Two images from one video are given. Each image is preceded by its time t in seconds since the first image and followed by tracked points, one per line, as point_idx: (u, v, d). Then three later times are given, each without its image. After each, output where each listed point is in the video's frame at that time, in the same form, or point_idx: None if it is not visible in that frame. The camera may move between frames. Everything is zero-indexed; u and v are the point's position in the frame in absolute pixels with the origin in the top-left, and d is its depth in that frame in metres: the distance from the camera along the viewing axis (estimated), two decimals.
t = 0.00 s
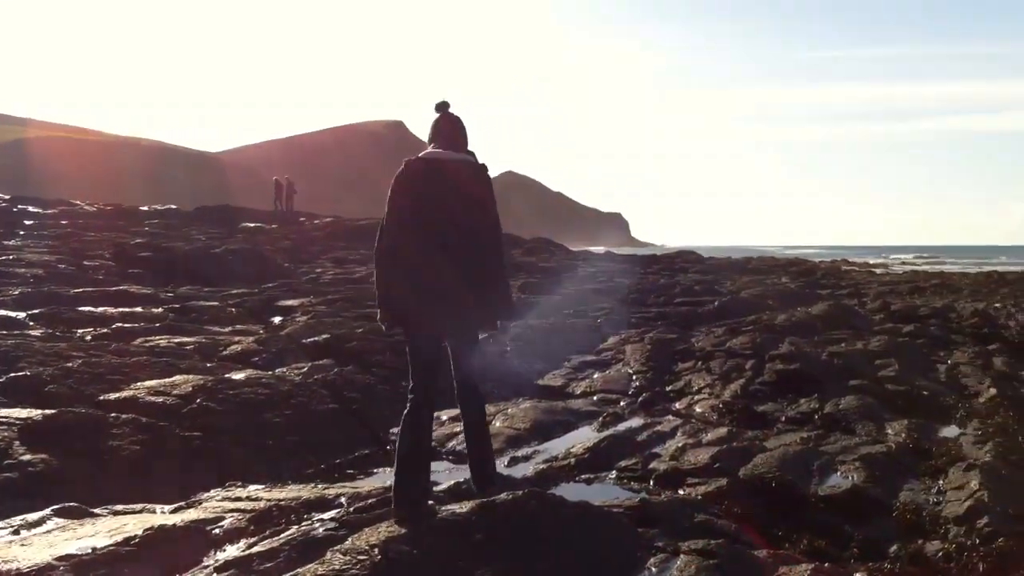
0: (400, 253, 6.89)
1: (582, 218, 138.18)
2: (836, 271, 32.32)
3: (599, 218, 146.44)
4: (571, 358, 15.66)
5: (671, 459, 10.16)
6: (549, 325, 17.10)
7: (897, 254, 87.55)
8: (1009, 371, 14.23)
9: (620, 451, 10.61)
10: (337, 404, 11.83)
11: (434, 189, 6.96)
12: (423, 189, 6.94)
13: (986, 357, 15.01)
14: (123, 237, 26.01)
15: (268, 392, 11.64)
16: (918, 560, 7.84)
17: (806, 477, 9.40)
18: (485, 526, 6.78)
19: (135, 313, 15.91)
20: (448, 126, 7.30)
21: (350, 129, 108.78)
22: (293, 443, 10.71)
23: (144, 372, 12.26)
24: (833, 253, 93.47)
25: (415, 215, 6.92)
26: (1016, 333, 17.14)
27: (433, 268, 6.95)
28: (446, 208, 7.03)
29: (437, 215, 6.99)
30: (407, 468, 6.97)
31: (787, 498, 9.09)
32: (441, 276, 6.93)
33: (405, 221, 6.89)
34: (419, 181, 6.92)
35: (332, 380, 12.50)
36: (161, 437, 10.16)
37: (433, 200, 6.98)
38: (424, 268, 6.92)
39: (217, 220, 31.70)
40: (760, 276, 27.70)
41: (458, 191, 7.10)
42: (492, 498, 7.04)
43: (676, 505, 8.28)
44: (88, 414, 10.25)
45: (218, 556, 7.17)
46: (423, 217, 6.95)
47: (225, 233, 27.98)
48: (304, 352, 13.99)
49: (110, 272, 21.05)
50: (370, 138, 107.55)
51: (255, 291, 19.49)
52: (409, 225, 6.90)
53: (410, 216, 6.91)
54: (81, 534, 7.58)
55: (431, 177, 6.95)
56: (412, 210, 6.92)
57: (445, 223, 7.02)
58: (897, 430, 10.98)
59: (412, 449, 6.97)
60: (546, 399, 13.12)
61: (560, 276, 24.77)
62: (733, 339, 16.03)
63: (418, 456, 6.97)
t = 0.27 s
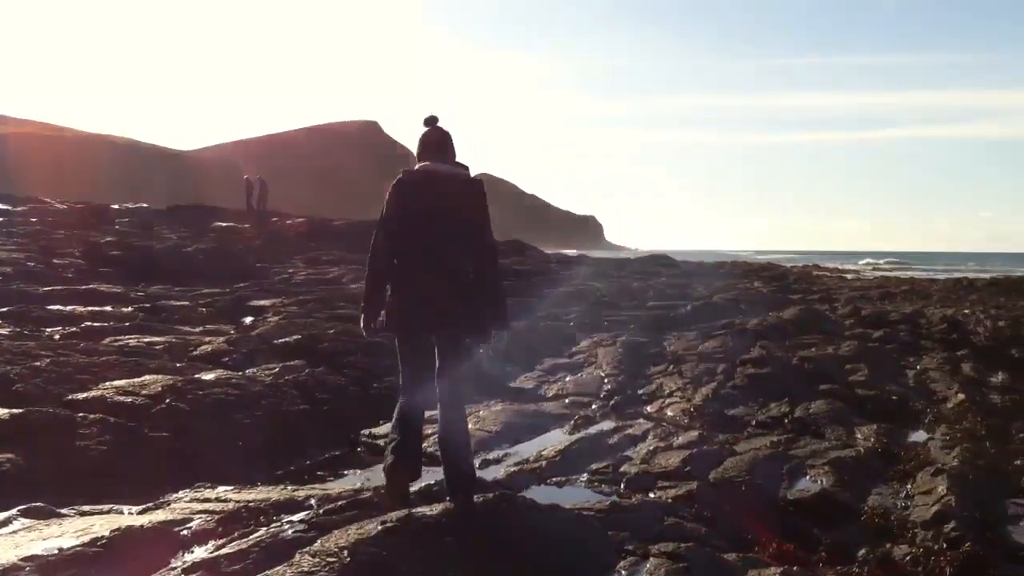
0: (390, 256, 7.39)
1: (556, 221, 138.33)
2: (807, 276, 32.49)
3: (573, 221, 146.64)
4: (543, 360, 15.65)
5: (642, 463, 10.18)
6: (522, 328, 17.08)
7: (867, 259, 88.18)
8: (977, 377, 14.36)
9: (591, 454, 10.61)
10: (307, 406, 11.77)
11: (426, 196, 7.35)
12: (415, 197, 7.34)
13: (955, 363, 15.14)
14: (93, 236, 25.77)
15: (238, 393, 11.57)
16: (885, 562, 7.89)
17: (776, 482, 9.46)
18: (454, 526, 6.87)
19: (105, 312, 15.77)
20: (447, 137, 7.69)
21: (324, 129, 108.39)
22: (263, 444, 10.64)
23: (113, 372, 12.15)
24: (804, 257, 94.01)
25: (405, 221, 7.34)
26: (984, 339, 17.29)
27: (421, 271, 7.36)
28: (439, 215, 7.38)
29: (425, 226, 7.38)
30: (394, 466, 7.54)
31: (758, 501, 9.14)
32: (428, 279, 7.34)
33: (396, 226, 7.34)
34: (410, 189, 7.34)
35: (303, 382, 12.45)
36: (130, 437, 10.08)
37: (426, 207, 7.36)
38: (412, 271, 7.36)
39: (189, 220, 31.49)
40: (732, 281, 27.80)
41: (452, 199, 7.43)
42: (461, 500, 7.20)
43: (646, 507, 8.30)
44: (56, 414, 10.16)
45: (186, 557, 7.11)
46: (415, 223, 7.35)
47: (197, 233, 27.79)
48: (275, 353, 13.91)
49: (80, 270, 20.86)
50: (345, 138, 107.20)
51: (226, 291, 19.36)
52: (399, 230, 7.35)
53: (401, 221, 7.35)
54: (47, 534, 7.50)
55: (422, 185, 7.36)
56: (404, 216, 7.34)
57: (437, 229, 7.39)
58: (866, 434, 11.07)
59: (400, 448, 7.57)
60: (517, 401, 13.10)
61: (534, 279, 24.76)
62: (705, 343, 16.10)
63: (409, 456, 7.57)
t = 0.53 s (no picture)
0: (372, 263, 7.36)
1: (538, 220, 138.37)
2: (789, 276, 32.60)
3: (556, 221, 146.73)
4: (525, 360, 15.65)
5: (623, 461, 10.19)
6: (505, 327, 17.07)
7: (848, 259, 88.61)
8: (956, 376, 14.44)
9: (572, 453, 10.62)
10: (289, 405, 11.73)
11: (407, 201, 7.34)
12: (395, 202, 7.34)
13: (934, 362, 15.22)
14: (73, 234, 25.61)
15: (219, 392, 11.52)
16: (864, 560, 7.92)
17: (756, 480, 9.50)
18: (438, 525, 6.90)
19: (85, 310, 15.67)
20: (425, 140, 7.67)
21: (306, 128, 108.08)
22: (244, 443, 10.61)
23: (92, 371, 12.08)
24: (785, 256, 94.38)
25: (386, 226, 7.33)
26: (964, 339, 17.39)
27: (403, 276, 7.31)
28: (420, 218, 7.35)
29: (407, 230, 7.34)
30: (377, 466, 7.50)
31: (739, 500, 9.16)
32: (411, 284, 7.29)
33: (376, 233, 7.33)
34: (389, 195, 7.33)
35: (284, 381, 12.40)
36: (110, 436, 10.02)
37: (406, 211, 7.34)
38: (394, 277, 7.32)
39: (170, 217, 31.34)
40: (714, 280, 27.86)
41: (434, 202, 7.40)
42: (449, 501, 7.24)
43: (628, 506, 8.32)
44: (34, 413, 10.09)
45: (166, 556, 7.08)
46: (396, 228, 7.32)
47: (177, 231, 27.66)
48: (256, 352, 13.86)
49: (59, 269, 20.73)
50: (327, 137, 106.93)
51: (207, 289, 19.28)
52: (379, 236, 7.33)
53: (382, 228, 7.33)
54: (26, 534, 7.46)
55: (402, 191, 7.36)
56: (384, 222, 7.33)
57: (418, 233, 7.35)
58: (846, 433, 11.11)
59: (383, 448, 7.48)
60: (499, 401, 13.09)
61: (516, 278, 24.76)
62: (687, 342, 16.12)
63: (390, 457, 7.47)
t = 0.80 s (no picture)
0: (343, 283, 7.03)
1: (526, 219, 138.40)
2: (776, 274, 32.70)
3: (543, 219, 146.82)
4: (513, 358, 15.65)
5: (611, 460, 10.21)
6: (492, 326, 17.07)
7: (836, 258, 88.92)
8: (942, 375, 14.51)
9: (560, 452, 10.62)
10: (276, 404, 11.71)
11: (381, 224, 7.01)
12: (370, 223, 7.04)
13: (921, 361, 15.28)
14: (57, 231, 25.47)
15: (206, 391, 11.49)
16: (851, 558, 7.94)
17: (744, 479, 9.53)
18: (426, 524, 6.90)
19: (70, 308, 15.60)
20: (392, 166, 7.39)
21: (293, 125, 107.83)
22: (231, 442, 10.58)
23: (78, 369, 12.02)
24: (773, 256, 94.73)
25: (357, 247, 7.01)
26: (949, 338, 17.47)
27: (374, 298, 7.01)
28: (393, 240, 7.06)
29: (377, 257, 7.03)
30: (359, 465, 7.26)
31: (726, 498, 9.18)
32: (380, 312, 6.99)
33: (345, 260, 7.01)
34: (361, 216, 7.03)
35: (271, 379, 12.38)
36: (97, 435, 9.98)
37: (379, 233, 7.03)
38: (364, 304, 7.01)
39: (155, 215, 31.21)
40: (701, 279, 27.92)
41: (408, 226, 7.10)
42: (436, 500, 7.14)
43: (616, 505, 8.34)
44: (20, 411, 10.04)
45: (153, 556, 7.06)
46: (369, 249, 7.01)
47: (163, 229, 27.55)
48: (243, 351, 13.82)
49: (44, 266, 20.62)
50: (314, 134, 106.71)
51: (193, 287, 19.20)
52: (349, 260, 7.01)
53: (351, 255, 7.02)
54: (12, 533, 7.42)
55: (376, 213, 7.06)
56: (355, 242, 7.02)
57: (391, 256, 7.05)
58: (833, 431, 11.15)
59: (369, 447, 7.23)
60: (487, 399, 13.08)
61: (504, 276, 24.75)
62: (674, 341, 16.15)
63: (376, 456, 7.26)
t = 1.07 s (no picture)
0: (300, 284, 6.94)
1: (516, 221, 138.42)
2: (765, 276, 32.76)
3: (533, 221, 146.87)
4: (503, 360, 15.65)
5: (601, 461, 10.23)
6: (482, 328, 17.07)
7: (826, 260, 89.11)
8: (931, 376, 14.55)
9: (550, 453, 10.63)
10: (266, 406, 11.69)
11: (341, 234, 6.84)
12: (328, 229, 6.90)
13: (910, 362, 15.33)
14: (46, 233, 25.37)
15: (195, 393, 11.46)
16: (840, 559, 7.96)
17: (734, 480, 9.56)
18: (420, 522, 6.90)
19: (59, 310, 15.54)
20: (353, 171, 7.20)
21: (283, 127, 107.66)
22: (220, 445, 10.56)
23: (67, 372, 11.98)
24: (763, 258, 94.90)
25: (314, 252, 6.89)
26: (938, 339, 17.52)
27: (336, 309, 6.93)
28: (352, 250, 6.91)
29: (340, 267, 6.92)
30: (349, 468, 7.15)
31: (715, 500, 9.19)
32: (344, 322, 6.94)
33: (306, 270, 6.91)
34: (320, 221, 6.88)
35: (261, 382, 12.36)
36: (86, 437, 9.94)
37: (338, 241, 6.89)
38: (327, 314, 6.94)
39: (144, 217, 31.11)
40: (691, 281, 27.96)
41: (369, 237, 6.94)
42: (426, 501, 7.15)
43: (606, 506, 8.35)
44: (9, 414, 10.00)
45: (143, 558, 7.04)
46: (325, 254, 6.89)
47: (152, 231, 27.47)
48: (233, 353, 13.79)
49: (33, 268, 20.54)
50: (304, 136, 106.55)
51: (183, 290, 19.15)
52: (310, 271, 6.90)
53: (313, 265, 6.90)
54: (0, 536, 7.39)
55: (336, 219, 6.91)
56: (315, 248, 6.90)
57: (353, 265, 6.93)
58: (822, 433, 11.17)
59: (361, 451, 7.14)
60: (477, 401, 13.08)
61: (494, 278, 24.75)
62: (664, 343, 16.17)
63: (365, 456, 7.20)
